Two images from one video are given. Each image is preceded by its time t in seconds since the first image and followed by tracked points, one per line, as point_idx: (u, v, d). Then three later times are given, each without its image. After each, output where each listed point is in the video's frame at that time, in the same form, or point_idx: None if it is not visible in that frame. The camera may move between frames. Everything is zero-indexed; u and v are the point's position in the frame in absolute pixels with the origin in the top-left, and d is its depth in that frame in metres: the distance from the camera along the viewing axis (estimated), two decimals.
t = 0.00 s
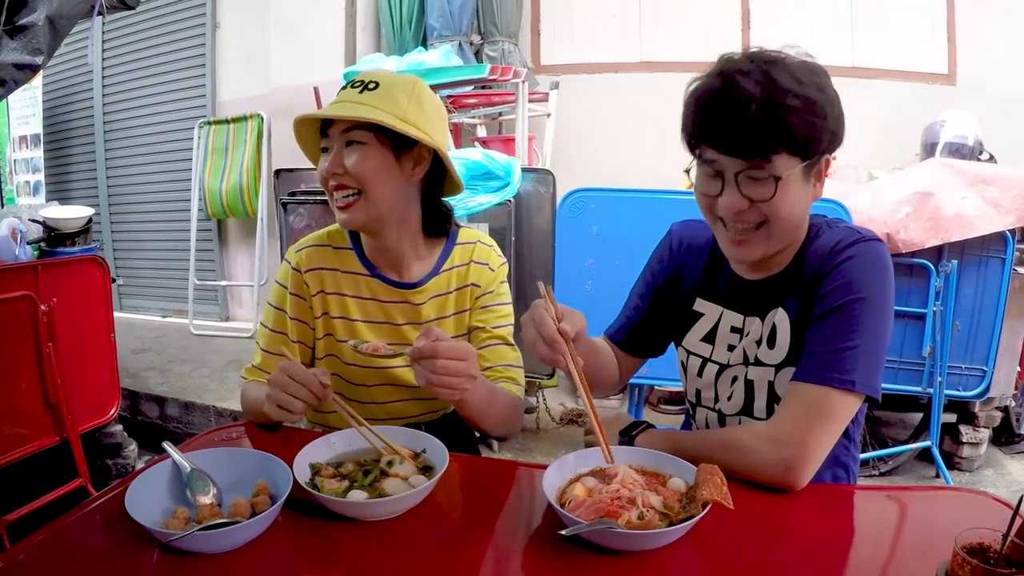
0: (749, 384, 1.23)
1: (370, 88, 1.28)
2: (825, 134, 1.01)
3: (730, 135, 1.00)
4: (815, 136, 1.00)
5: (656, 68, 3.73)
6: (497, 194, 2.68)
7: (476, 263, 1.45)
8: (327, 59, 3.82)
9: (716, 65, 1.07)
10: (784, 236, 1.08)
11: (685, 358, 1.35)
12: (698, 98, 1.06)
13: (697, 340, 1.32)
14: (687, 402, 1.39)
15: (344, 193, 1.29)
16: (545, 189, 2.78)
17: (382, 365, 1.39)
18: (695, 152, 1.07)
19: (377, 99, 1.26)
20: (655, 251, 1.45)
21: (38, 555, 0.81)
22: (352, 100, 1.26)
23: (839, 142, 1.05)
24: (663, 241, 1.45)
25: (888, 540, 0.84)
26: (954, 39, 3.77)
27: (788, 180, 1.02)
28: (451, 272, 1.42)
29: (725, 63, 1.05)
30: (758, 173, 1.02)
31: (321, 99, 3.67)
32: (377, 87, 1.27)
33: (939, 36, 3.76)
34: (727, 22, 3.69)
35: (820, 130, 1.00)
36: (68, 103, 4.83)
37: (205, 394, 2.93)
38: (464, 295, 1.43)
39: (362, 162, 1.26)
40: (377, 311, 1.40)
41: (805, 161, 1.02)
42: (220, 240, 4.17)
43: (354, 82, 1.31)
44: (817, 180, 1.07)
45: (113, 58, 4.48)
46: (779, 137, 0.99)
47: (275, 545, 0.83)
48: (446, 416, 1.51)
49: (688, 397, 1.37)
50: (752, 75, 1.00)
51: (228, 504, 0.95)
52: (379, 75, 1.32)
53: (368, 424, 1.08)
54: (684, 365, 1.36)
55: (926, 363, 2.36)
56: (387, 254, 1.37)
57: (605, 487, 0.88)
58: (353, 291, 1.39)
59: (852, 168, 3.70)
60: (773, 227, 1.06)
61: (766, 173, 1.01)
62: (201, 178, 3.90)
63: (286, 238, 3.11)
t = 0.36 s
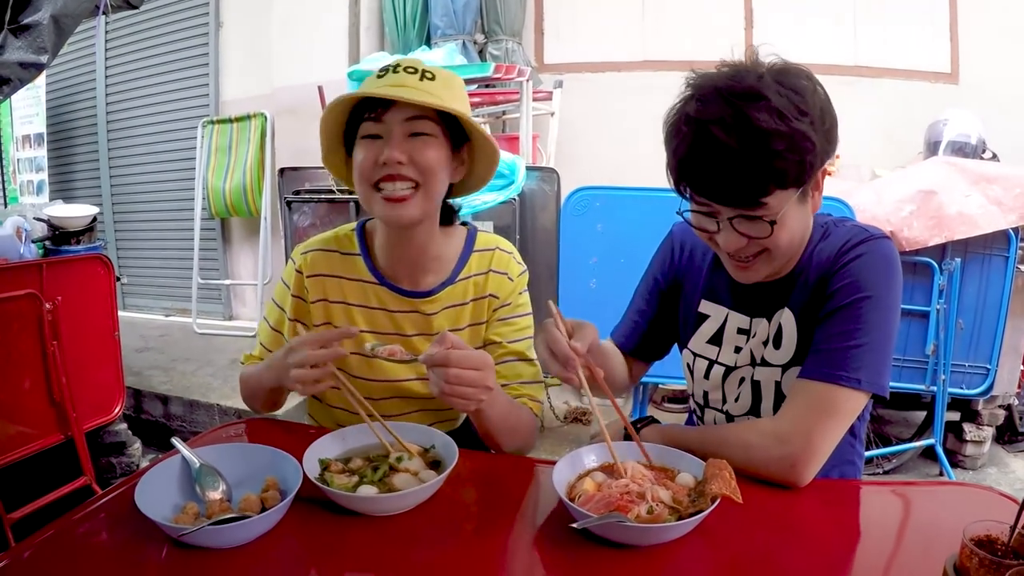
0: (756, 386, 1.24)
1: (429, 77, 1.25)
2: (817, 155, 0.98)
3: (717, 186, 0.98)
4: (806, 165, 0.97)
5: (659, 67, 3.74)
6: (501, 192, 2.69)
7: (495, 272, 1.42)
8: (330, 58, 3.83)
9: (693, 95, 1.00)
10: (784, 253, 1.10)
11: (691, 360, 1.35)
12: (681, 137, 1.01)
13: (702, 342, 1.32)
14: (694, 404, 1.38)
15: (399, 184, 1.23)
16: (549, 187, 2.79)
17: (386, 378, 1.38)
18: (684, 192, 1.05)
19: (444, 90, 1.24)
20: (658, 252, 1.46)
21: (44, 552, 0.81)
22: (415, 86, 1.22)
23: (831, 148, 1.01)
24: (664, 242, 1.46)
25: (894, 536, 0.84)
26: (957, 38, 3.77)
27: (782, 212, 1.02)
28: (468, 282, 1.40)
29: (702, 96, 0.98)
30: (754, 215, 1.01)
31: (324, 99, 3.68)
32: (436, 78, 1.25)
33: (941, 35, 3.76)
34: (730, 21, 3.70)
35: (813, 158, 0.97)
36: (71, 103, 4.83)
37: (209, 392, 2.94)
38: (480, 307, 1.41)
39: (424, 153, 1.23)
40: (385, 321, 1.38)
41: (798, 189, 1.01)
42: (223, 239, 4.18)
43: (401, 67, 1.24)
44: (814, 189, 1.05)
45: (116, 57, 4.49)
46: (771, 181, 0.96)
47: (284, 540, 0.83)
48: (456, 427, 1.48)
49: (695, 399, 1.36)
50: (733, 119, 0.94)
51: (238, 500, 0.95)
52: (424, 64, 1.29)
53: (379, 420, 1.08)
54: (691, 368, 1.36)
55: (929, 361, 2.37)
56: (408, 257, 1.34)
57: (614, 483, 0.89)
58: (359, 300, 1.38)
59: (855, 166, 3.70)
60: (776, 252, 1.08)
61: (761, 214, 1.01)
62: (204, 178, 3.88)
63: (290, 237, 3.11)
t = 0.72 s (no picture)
0: (758, 386, 1.24)
1: (470, 84, 1.24)
2: (844, 171, 0.99)
3: (746, 190, 0.97)
4: (834, 180, 0.98)
5: (658, 67, 3.74)
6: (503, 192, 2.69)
7: (510, 281, 1.42)
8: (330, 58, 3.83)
9: (730, 93, 0.99)
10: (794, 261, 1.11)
11: (693, 363, 1.35)
12: (711, 135, 0.99)
13: (702, 345, 1.32)
14: (697, 403, 1.38)
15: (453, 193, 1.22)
16: (549, 187, 2.79)
17: (401, 390, 1.37)
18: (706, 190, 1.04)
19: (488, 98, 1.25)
20: (655, 257, 1.46)
21: (45, 550, 0.81)
22: (465, 92, 1.20)
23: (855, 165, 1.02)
24: (662, 247, 1.46)
25: (892, 533, 0.84)
26: (956, 38, 3.77)
27: (803, 223, 1.02)
28: (484, 291, 1.39)
29: (740, 96, 0.97)
30: (774, 223, 1.01)
31: (325, 99, 3.68)
32: (475, 86, 1.25)
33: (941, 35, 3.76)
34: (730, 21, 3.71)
35: (841, 173, 0.98)
36: (72, 103, 4.84)
37: (210, 392, 2.94)
38: (494, 317, 1.42)
39: (480, 160, 1.23)
40: (400, 333, 1.37)
41: (821, 201, 1.01)
42: (224, 239, 4.18)
43: (444, 71, 1.22)
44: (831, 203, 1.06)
45: (117, 58, 4.50)
46: (801, 191, 0.96)
47: (285, 538, 0.83)
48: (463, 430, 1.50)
49: (699, 398, 1.36)
50: (773, 126, 0.93)
51: (240, 497, 0.96)
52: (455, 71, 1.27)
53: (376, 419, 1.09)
54: (693, 370, 1.35)
55: (929, 361, 2.37)
56: (440, 263, 1.30)
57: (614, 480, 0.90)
58: (374, 313, 1.36)
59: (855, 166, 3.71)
60: (786, 259, 1.09)
61: (784, 223, 1.01)
62: (204, 178, 3.88)
63: (291, 237, 3.12)
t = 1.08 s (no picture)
0: (761, 383, 1.24)
1: (449, 91, 1.22)
2: (866, 165, 0.99)
3: (772, 172, 0.97)
4: (857, 172, 0.98)
5: (656, 67, 3.74)
6: (501, 191, 2.72)
7: (494, 272, 1.41)
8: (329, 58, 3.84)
9: (763, 78, 0.99)
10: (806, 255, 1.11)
11: (695, 357, 1.35)
12: (744, 117, 0.99)
13: (708, 339, 1.32)
14: (696, 400, 1.38)
15: (438, 212, 1.21)
16: (548, 185, 2.80)
17: (397, 393, 1.37)
18: (731, 173, 1.03)
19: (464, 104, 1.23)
20: (663, 249, 1.46)
21: (42, 548, 0.81)
22: (447, 105, 1.18)
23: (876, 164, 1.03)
24: (670, 239, 1.46)
25: (890, 530, 0.84)
26: (955, 38, 3.78)
27: (824, 213, 1.02)
28: (469, 286, 1.39)
29: (775, 80, 0.97)
30: (795, 209, 1.00)
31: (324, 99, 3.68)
32: (453, 92, 1.22)
33: (940, 35, 3.76)
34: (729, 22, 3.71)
35: (864, 168, 0.99)
36: (71, 103, 4.83)
37: (208, 391, 2.94)
38: (481, 311, 1.41)
39: (464, 175, 1.22)
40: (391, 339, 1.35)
41: (842, 194, 1.01)
42: (223, 239, 4.18)
43: (421, 79, 1.20)
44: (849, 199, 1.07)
45: (116, 57, 4.49)
46: (826, 178, 0.96)
47: (285, 535, 0.84)
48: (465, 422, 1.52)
49: (697, 395, 1.36)
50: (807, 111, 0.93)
51: (238, 494, 0.96)
52: (431, 74, 1.23)
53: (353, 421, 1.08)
54: (694, 364, 1.35)
55: (928, 360, 2.37)
56: (422, 270, 1.28)
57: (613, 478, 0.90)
58: (360, 322, 1.34)
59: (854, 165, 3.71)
60: (800, 250, 1.08)
61: (805, 212, 1.00)
62: (203, 177, 3.89)
63: (290, 236, 3.11)
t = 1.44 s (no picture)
0: (767, 378, 1.24)
1: (416, 158, 1.07)
2: (878, 140, 1.08)
3: (792, 128, 1.06)
4: (869, 142, 1.07)
5: (656, 68, 3.66)
6: (501, 192, 2.70)
7: (462, 273, 1.40)
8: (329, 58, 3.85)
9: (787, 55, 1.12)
10: (823, 235, 1.15)
11: (702, 346, 1.36)
12: (766, 82, 1.10)
13: (717, 328, 1.33)
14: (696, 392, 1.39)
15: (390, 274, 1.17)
16: (547, 186, 2.80)
17: (369, 392, 1.37)
18: (753, 137, 1.12)
19: (433, 172, 1.10)
20: (678, 237, 1.47)
21: (43, 549, 0.81)
22: (408, 187, 1.05)
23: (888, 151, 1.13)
24: (686, 228, 1.47)
25: (891, 528, 0.85)
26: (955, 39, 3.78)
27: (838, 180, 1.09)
28: (438, 286, 1.38)
29: (797, 54, 1.10)
30: (812, 171, 1.07)
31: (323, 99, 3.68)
32: (423, 157, 1.08)
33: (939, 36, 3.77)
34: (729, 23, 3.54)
35: (879, 141, 1.08)
36: (70, 103, 4.83)
37: (207, 392, 2.94)
38: (452, 310, 1.41)
39: (421, 245, 1.15)
40: (359, 338, 1.35)
41: (856, 165, 1.09)
42: (221, 239, 4.17)
43: (384, 148, 1.03)
44: (862, 182, 1.14)
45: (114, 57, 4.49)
46: (843, 137, 1.05)
47: (287, 535, 0.84)
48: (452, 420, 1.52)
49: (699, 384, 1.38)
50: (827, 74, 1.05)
51: (240, 494, 0.96)
52: (402, 126, 1.06)
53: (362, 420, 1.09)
54: (700, 353, 1.36)
55: (926, 359, 2.37)
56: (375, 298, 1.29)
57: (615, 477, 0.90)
58: (331, 320, 1.34)
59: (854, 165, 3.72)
60: (815, 222, 1.12)
61: (823, 174, 1.07)
62: (202, 177, 3.89)
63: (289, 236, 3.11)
